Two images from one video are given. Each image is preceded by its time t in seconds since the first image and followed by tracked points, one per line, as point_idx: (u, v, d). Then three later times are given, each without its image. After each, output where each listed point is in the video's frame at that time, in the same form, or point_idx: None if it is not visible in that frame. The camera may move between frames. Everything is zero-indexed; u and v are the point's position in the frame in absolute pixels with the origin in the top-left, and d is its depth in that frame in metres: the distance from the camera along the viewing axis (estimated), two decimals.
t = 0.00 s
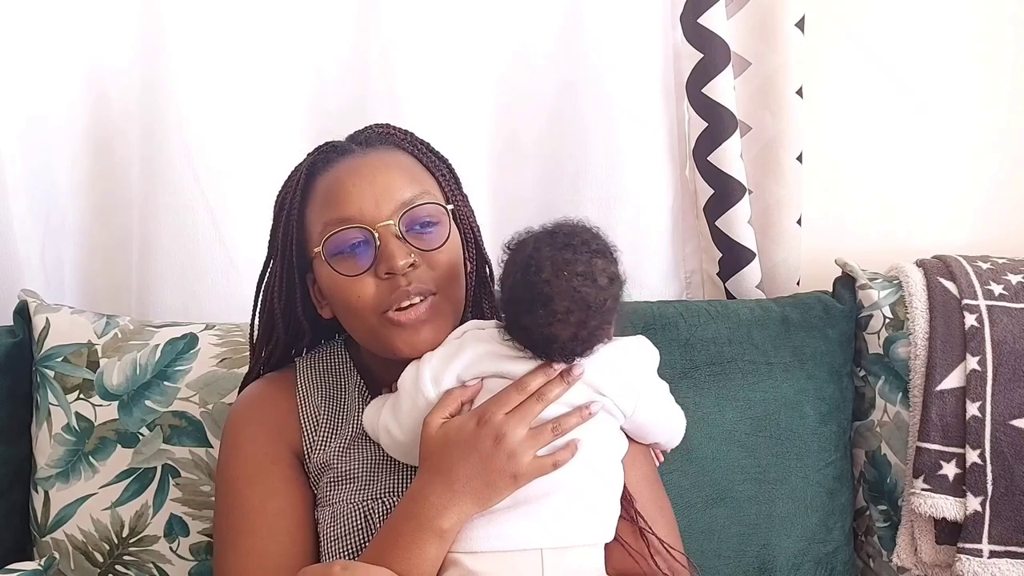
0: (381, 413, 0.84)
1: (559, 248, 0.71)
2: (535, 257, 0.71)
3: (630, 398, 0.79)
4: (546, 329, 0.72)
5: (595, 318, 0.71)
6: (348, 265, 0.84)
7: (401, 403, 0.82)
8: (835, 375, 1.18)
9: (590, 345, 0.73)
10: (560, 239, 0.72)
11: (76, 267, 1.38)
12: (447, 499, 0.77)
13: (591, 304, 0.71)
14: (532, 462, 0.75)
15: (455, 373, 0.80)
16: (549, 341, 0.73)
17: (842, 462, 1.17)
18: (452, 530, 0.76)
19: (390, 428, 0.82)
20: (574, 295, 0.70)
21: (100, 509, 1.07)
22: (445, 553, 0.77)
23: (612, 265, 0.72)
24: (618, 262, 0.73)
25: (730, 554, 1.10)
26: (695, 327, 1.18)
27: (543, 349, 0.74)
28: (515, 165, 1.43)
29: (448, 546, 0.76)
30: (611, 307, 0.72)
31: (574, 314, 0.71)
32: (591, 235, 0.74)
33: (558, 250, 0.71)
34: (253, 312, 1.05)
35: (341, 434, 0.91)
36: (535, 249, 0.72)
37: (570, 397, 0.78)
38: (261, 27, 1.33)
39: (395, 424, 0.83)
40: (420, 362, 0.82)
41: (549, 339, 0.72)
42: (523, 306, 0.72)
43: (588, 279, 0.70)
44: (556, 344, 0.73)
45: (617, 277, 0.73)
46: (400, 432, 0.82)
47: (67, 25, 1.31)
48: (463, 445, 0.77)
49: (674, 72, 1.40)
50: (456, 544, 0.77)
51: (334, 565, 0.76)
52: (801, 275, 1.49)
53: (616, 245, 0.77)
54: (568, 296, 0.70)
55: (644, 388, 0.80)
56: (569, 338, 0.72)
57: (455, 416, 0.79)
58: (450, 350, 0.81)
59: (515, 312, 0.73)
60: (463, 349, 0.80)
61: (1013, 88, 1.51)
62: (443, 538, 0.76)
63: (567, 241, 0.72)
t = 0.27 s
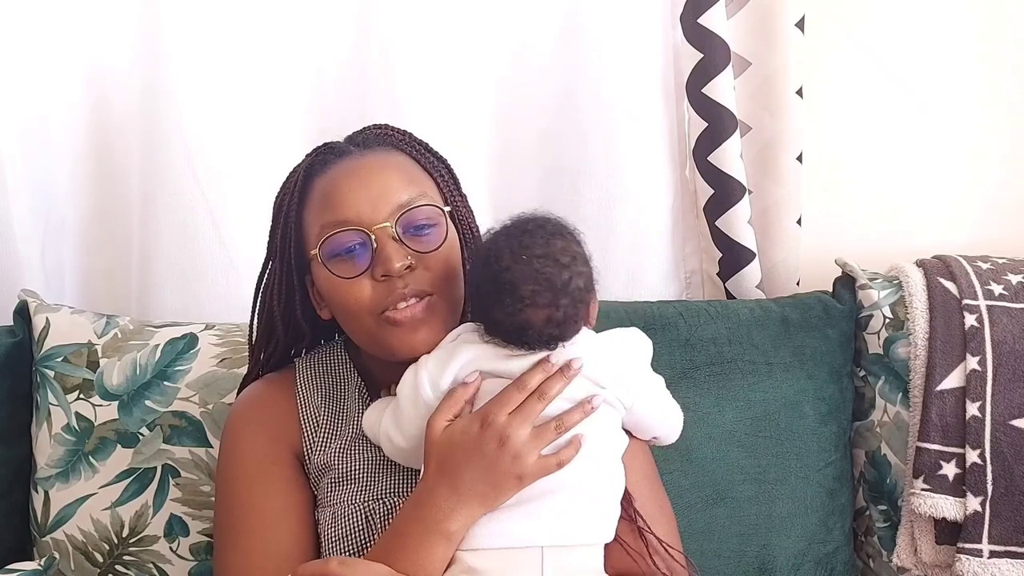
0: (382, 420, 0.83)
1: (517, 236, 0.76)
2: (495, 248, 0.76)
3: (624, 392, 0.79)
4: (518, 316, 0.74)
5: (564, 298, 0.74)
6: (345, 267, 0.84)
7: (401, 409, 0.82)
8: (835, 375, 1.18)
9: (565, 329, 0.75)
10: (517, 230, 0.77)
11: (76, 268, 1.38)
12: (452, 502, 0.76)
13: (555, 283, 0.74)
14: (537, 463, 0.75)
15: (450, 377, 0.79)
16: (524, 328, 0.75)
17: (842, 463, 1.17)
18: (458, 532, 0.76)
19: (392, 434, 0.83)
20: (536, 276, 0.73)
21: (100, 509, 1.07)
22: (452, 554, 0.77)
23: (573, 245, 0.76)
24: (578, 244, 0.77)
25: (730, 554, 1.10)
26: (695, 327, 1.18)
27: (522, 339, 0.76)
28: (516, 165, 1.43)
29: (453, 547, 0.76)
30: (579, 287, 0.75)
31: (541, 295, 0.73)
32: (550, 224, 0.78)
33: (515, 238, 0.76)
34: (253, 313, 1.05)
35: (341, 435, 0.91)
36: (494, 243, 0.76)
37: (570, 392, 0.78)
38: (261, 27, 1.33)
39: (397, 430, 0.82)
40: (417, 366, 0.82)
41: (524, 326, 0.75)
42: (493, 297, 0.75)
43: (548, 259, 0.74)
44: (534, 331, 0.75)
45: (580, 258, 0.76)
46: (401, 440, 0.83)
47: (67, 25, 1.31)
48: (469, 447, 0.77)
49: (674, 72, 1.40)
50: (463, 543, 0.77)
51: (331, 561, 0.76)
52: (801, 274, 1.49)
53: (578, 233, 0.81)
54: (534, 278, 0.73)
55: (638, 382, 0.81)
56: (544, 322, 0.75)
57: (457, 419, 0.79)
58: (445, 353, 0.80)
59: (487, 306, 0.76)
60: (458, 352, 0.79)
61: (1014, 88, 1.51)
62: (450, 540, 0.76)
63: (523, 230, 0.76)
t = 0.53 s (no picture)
0: (375, 426, 0.83)
1: (489, 238, 0.77)
2: (469, 251, 0.77)
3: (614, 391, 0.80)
4: (498, 314, 0.75)
5: (541, 292, 0.75)
6: (339, 270, 0.84)
7: (393, 414, 0.82)
8: (835, 375, 1.18)
9: (546, 322, 0.76)
10: (490, 231, 0.78)
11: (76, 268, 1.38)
12: (452, 504, 0.76)
13: (530, 278, 0.74)
14: (536, 465, 0.75)
15: (440, 381, 0.80)
16: (505, 326, 0.76)
17: (842, 463, 1.17)
18: (456, 534, 0.76)
19: (384, 440, 0.82)
20: (510, 274, 0.74)
21: (100, 509, 1.07)
22: (450, 556, 0.77)
23: (544, 240, 0.77)
24: (551, 239, 0.78)
25: (730, 554, 1.09)
26: (695, 327, 1.18)
27: (506, 337, 0.77)
28: (516, 165, 1.43)
29: (451, 549, 0.76)
30: (555, 281, 0.75)
31: (517, 291, 0.74)
32: (522, 221, 0.79)
33: (487, 239, 0.77)
34: (248, 316, 1.06)
35: (338, 438, 0.91)
36: (468, 247, 0.78)
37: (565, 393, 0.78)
38: (261, 27, 1.33)
39: (390, 435, 0.82)
40: (408, 370, 0.82)
41: (504, 323, 0.76)
42: (471, 298, 0.76)
43: (520, 256, 0.75)
44: (516, 327, 0.76)
45: (553, 252, 0.76)
46: (394, 446, 0.82)
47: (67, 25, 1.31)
48: (469, 450, 0.77)
49: (674, 73, 1.40)
50: (460, 546, 0.77)
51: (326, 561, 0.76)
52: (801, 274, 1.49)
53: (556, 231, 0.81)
54: (507, 274, 0.74)
55: (631, 381, 0.81)
56: (523, 318, 0.75)
57: (456, 422, 0.78)
58: (435, 358, 0.81)
59: (468, 308, 0.77)
60: (448, 357, 0.79)
61: (1014, 88, 1.51)
62: (448, 543, 0.76)
63: (495, 230, 0.78)
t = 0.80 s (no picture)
0: (367, 438, 0.82)
1: (468, 260, 0.73)
2: (448, 277, 0.73)
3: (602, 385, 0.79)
4: (484, 341, 0.73)
5: (529, 315, 0.72)
6: (333, 273, 0.84)
7: (385, 426, 0.81)
8: (835, 375, 1.18)
9: (534, 344, 0.74)
10: (468, 252, 0.73)
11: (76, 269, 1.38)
12: (451, 502, 0.77)
13: (516, 305, 0.71)
14: (537, 472, 0.75)
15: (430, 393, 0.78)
16: (492, 351, 0.73)
17: (841, 463, 1.17)
18: (453, 533, 0.76)
19: (377, 453, 0.82)
20: (495, 302, 0.71)
21: (100, 509, 1.07)
22: (446, 557, 0.77)
23: (525, 256, 0.73)
24: (532, 253, 0.74)
25: (730, 554, 1.09)
26: (695, 327, 1.18)
27: (493, 359, 0.75)
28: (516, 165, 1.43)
29: (447, 549, 0.76)
30: (542, 301, 0.73)
31: (505, 318, 0.71)
32: (502, 236, 0.74)
33: (466, 262, 0.73)
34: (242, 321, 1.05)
35: (334, 440, 0.91)
36: (447, 271, 0.73)
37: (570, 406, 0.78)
38: (261, 26, 1.33)
39: (383, 446, 0.81)
40: (397, 383, 0.80)
41: (492, 349, 0.73)
42: (455, 326, 0.73)
43: (503, 281, 0.71)
44: (504, 351, 0.74)
45: (538, 270, 0.73)
46: (388, 457, 0.82)
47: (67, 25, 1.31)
48: (472, 452, 0.77)
49: (674, 73, 1.40)
50: (456, 548, 0.77)
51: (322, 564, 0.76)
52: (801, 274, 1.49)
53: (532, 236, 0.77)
54: (492, 302, 0.71)
55: (620, 375, 0.80)
56: (511, 341, 0.73)
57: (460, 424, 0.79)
58: (422, 371, 0.79)
59: (451, 333, 0.74)
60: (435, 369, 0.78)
61: (1014, 88, 1.51)
62: (444, 542, 0.76)
63: (473, 251, 0.73)
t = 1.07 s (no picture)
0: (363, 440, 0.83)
1: (471, 249, 0.75)
2: (450, 263, 0.75)
3: (597, 381, 0.80)
4: (479, 327, 0.74)
5: (524, 305, 0.73)
6: (331, 273, 0.84)
7: (382, 427, 0.82)
8: (835, 375, 1.18)
9: (528, 336, 0.75)
10: (471, 241, 0.76)
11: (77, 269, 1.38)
12: (445, 501, 0.76)
13: (513, 292, 0.73)
14: (529, 459, 0.76)
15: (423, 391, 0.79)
16: (487, 339, 0.75)
17: (841, 463, 1.17)
18: (449, 532, 0.75)
19: (376, 452, 0.83)
20: (492, 288, 0.73)
21: (100, 509, 1.07)
22: (442, 557, 0.76)
23: (526, 250, 0.75)
24: (532, 247, 0.76)
25: (730, 555, 1.09)
26: (695, 327, 1.18)
27: (487, 348, 0.76)
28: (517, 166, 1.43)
29: (443, 549, 0.76)
30: (539, 292, 0.74)
31: (501, 305, 0.73)
32: (506, 229, 0.77)
33: (468, 250, 0.75)
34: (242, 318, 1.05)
35: (332, 439, 0.91)
36: (450, 258, 0.76)
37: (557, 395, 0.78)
38: (261, 27, 1.33)
39: (380, 446, 0.82)
40: (392, 381, 0.82)
41: (486, 336, 0.74)
42: (452, 312, 0.75)
43: (503, 269, 0.73)
44: (497, 340, 0.75)
45: (537, 263, 0.75)
46: (387, 456, 0.83)
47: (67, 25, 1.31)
48: (460, 446, 0.77)
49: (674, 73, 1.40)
50: (452, 547, 0.76)
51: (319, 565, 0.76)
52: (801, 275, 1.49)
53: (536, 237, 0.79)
54: (489, 288, 0.72)
55: (614, 370, 0.81)
56: (506, 330, 0.74)
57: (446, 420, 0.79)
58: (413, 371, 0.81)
59: (448, 321, 0.76)
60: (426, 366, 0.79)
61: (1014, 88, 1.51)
62: (440, 541, 0.75)
63: (477, 241, 0.75)
